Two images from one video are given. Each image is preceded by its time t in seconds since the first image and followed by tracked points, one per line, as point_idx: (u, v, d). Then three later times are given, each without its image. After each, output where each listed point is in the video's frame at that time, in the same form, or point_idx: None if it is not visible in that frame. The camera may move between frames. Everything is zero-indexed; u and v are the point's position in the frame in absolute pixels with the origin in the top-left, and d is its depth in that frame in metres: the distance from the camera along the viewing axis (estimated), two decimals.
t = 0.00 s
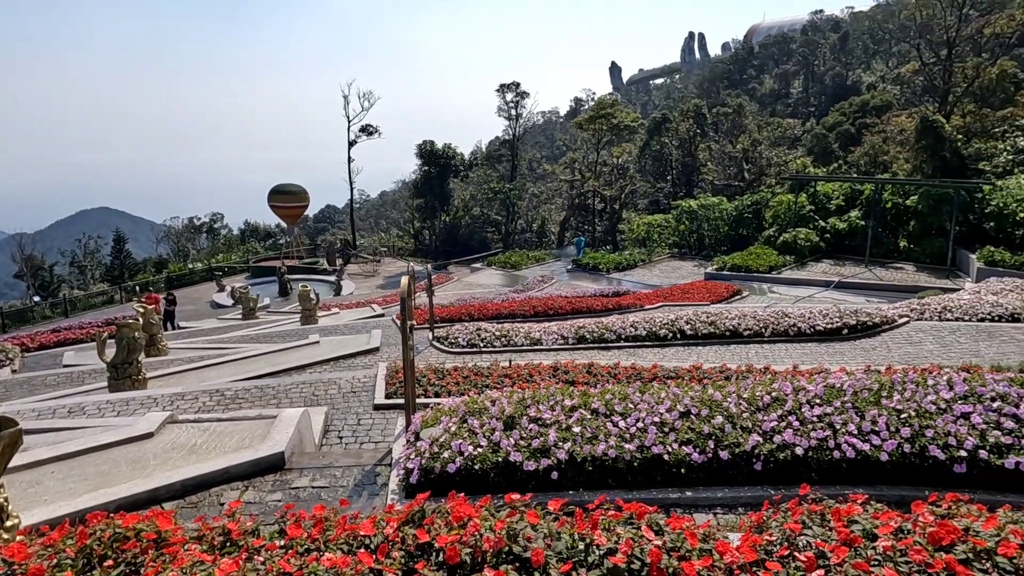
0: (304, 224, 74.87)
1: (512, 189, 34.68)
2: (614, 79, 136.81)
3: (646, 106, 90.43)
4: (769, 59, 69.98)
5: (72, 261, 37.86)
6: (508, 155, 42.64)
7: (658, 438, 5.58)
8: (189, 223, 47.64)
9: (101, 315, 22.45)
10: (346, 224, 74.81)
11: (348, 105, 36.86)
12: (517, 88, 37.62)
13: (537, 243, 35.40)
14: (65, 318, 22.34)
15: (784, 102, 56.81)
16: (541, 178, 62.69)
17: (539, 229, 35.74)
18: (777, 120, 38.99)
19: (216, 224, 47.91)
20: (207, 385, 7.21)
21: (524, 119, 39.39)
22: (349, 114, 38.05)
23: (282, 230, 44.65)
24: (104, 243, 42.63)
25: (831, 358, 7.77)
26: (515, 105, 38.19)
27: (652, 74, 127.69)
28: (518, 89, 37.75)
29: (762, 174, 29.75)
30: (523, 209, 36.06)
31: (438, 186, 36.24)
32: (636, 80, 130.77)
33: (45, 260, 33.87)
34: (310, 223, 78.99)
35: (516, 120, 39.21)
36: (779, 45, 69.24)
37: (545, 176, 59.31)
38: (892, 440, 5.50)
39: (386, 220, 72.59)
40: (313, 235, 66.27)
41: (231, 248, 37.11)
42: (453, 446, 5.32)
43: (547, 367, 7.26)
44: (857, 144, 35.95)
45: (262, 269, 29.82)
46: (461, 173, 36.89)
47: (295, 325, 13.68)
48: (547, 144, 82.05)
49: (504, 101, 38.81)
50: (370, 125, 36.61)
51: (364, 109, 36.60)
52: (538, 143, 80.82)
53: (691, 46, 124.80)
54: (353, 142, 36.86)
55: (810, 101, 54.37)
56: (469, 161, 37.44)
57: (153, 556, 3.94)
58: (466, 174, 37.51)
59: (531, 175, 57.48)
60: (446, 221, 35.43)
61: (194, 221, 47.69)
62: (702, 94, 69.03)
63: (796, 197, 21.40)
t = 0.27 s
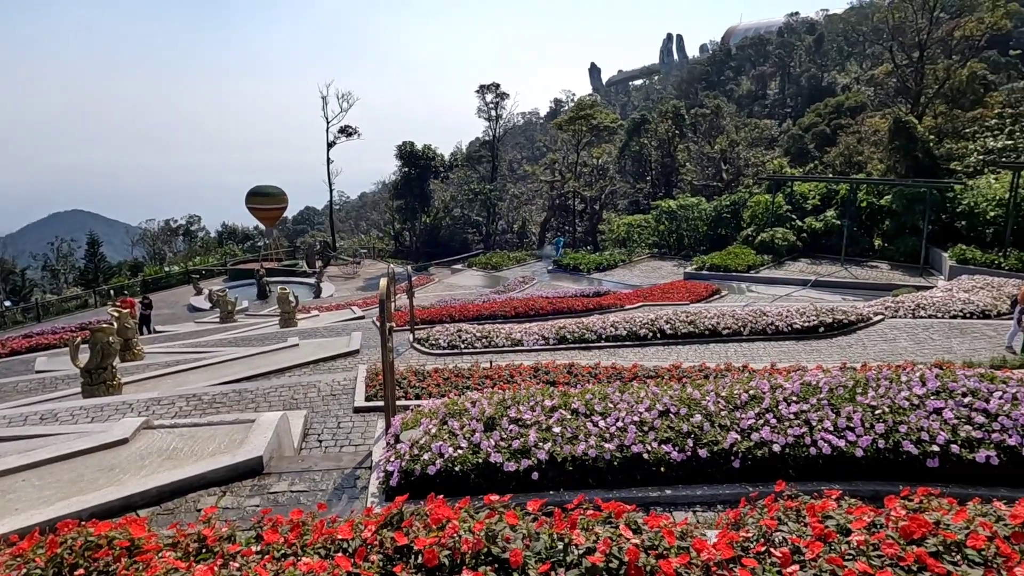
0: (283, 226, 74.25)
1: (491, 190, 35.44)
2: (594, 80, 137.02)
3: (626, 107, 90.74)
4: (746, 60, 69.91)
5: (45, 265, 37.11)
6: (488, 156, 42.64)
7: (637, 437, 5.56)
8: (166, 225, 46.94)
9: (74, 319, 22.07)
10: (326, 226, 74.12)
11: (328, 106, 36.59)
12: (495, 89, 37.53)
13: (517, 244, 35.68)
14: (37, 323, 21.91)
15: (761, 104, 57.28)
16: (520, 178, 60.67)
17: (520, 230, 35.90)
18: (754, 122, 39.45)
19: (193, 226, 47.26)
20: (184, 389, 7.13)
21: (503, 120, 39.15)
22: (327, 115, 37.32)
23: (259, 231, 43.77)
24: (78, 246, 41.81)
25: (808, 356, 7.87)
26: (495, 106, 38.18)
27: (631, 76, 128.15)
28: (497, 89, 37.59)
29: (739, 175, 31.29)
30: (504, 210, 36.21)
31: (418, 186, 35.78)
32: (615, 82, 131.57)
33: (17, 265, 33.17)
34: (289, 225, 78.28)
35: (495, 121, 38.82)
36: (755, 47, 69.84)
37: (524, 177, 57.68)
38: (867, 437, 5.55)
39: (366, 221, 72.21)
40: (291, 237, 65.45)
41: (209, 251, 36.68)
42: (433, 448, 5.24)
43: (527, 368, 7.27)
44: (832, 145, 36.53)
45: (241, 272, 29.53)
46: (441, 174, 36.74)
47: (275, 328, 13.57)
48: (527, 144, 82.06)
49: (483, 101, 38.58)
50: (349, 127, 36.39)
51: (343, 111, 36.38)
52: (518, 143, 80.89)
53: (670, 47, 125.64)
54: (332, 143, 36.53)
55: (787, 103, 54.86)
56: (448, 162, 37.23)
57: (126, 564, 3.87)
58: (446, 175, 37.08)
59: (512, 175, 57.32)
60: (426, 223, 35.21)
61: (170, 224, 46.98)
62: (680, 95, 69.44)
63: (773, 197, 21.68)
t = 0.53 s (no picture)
0: (259, 229, 73.38)
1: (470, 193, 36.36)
2: (571, 82, 136.84)
3: (603, 109, 90.94)
4: (721, 63, 71.54)
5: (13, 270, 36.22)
6: (467, 158, 42.62)
7: (617, 437, 5.57)
8: (139, 228, 46.08)
9: (44, 325, 21.59)
10: (302, 229, 73.27)
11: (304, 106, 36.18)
12: (474, 90, 37.53)
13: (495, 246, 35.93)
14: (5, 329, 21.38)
15: (737, 105, 57.76)
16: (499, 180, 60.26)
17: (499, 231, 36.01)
18: (731, 123, 39.88)
19: (167, 229, 46.44)
20: (158, 395, 7.02)
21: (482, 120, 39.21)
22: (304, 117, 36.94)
23: (236, 234, 43.39)
24: (47, 250, 40.85)
25: (784, 354, 7.98)
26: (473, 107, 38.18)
27: (608, 79, 128.66)
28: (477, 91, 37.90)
29: (716, 176, 31.03)
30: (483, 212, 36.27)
31: (396, 189, 35.44)
32: (591, 83, 132.03)
33: None
34: (265, 227, 77.40)
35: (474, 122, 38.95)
36: (731, 50, 70.34)
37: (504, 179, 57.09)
38: (841, 433, 5.64)
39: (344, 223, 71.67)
40: (269, 240, 64.79)
41: (184, 254, 36.13)
42: (412, 451, 5.20)
43: (507, 369, 7.27)
44: (807, 146, 37.12)
45: (217, 275, 29.12)
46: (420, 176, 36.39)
47: (251, 332, 13.41)
48: (505, 145, 81.93)
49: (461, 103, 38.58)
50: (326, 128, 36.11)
51: (320, 113, 36.11)
52: (496, 144, 80.85)
53: (647, 50, 126.44)
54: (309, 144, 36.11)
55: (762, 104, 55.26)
56: (427, 164, 36.98)
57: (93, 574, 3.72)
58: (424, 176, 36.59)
59: (490, 176, 57.10)
60: (405, 224, 34.98)
61: (143, 227, 46.13)
62: (657, 97, 69.67)
63: (749, 198, 21.95)
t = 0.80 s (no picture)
0: (236, 232, 72.58)
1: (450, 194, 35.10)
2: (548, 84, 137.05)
3: (581, 112, 91.30)
4: (697, 66, 72.64)
5: None
6: (446, 160, 42.53)
7: (595, 438, 5.57)
8: (113, 232, 45.25)
9: (13, 332, 21.10)
10: (280, 232, 72.67)
11: (281, 109, 35.86)
12: (452, 93, 37.47)
13: (475, 248, 35.99)
14: None
15: (712, 108, 58.42)
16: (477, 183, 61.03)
17: (478, 233, 36.08)
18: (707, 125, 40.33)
19: (141, 233, 45.67)
20: (131, 403, 6.91)
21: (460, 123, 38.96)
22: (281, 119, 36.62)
23: (212, 238, 42.85)
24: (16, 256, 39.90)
25: (761, 353, 8.08)
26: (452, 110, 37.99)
27: (586, 80, 129.21)
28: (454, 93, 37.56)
29: (693, 176, 31.34)
30: (463, 214, 36.29)
31: (374, 191, 35.39)
32: (570, 85, 132.53)
33: None
34: (242, 231, 76.55)
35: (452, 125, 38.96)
36: (706, 53, 71.19)
37: (482, 181, 58.00)
38: (816, 431, 5.71)
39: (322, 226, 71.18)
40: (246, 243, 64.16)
41: (158, 258, 35.55)
42: (391, 455, 5.17)
43: (487, 371, 7.27)
44: (781, 147, 37.73)
45: (192, 280, 28.70)
46: (398, 178, 36.33)
47: (228, 336, 13.24)
48: (484, 147, 81.92)
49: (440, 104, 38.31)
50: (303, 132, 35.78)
51: (296, 116, 35.70)
52: (475, 146, 80.83)
53: (624, 53, 127.41)
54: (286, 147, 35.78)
55: (737, 106, 55.94)
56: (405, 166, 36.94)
57: None
58: (402, 178, 36.65)
59: (468, 178, 56.98)
60: (384, 226, 35.39)
61: (116, 231, 45.32)
62: (634, 99, 70.20)
63: (725, 199, 22.23)
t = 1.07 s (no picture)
0: (207, 234, 71.38)
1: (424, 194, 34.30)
2: (522, 85, 136.91)
3: (556, 112, 91.52)
4: (670, 67, 73.63)
5: None
6: (420, 161, 42.17)
7: (570, 438, 5.59)
8: (79, 236, 44.16)
9: None
10: (252, 234, 71.71)
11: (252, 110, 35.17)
12: (427, 94, 37.35)
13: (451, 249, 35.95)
14: None
15: (685, 108, 58.95)
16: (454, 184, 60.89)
17: (454, 234, 36.05)
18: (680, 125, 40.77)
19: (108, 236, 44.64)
20: (98, 410, 6.78)
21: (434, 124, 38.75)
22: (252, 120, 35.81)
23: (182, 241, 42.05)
24: None
25: (734, 351, 8.19)
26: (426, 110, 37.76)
27: (560, 80, 129.50)
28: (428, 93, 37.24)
29: (667, 177, 31.73)
30: (438, 215, 36.18)
31: (348, 192, 35.34)
32: (545, 86, 132.88)
33: None
34: (213, 233, 75.33)
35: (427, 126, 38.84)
36: (679, 54, 71.95)
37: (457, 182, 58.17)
38: (788, 427, 5.79)
39: (296, 227, 70.41)
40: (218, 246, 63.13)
41: (127, 262, 34.77)
42: (364, 459, 5.13)
43: (462, 373, 7.26)
44: (753, 147, 38.34)
45: (162, 283, 28.13)
46: (372, 179, 36.30)
47: (198, 341, 13.03)
48: (460, 147, 81.69)
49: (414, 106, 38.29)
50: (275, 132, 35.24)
51: (268, 117, 35.07)
52: (450, 147, 80.60)
53: (598, 54, 128.19)
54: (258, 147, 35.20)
55: (710, 107, 56.61)
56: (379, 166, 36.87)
57: None
58: (377, 180, 36.65)
59: (444, 179, 56.71)
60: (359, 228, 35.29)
61: (82, 235, 44.26)
62: (608, 100, 70.58)
63: (698, 199, 22.48)
